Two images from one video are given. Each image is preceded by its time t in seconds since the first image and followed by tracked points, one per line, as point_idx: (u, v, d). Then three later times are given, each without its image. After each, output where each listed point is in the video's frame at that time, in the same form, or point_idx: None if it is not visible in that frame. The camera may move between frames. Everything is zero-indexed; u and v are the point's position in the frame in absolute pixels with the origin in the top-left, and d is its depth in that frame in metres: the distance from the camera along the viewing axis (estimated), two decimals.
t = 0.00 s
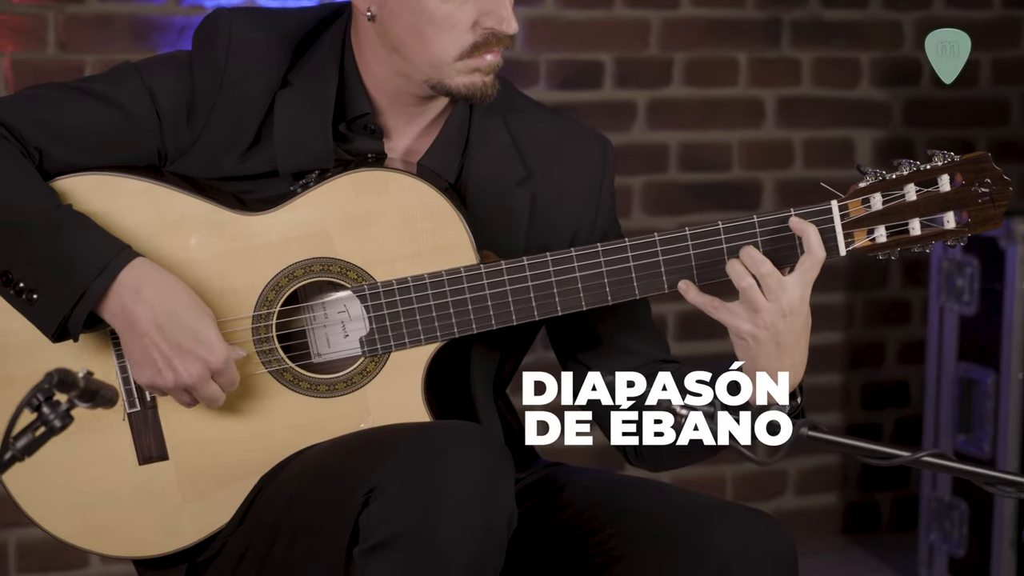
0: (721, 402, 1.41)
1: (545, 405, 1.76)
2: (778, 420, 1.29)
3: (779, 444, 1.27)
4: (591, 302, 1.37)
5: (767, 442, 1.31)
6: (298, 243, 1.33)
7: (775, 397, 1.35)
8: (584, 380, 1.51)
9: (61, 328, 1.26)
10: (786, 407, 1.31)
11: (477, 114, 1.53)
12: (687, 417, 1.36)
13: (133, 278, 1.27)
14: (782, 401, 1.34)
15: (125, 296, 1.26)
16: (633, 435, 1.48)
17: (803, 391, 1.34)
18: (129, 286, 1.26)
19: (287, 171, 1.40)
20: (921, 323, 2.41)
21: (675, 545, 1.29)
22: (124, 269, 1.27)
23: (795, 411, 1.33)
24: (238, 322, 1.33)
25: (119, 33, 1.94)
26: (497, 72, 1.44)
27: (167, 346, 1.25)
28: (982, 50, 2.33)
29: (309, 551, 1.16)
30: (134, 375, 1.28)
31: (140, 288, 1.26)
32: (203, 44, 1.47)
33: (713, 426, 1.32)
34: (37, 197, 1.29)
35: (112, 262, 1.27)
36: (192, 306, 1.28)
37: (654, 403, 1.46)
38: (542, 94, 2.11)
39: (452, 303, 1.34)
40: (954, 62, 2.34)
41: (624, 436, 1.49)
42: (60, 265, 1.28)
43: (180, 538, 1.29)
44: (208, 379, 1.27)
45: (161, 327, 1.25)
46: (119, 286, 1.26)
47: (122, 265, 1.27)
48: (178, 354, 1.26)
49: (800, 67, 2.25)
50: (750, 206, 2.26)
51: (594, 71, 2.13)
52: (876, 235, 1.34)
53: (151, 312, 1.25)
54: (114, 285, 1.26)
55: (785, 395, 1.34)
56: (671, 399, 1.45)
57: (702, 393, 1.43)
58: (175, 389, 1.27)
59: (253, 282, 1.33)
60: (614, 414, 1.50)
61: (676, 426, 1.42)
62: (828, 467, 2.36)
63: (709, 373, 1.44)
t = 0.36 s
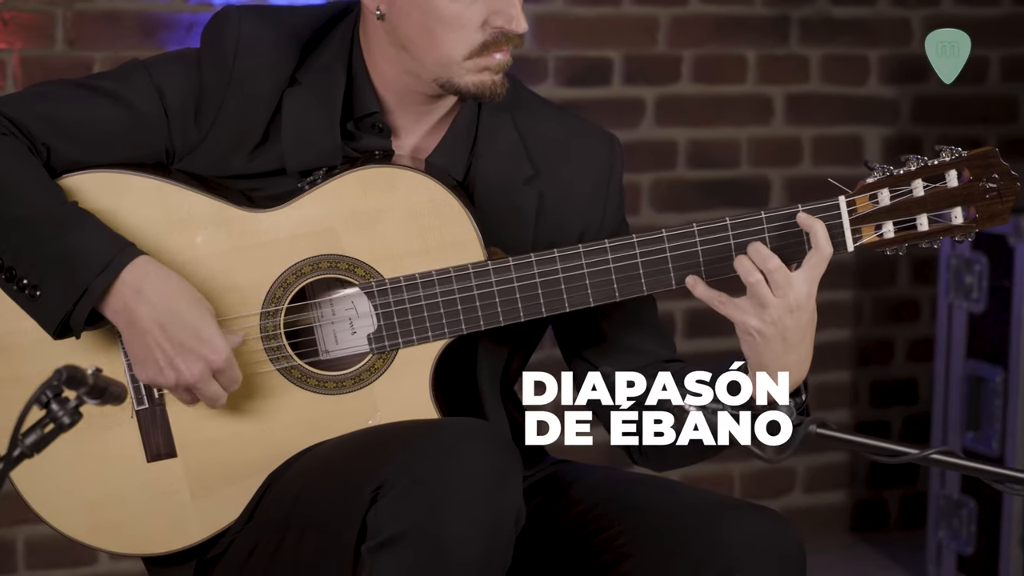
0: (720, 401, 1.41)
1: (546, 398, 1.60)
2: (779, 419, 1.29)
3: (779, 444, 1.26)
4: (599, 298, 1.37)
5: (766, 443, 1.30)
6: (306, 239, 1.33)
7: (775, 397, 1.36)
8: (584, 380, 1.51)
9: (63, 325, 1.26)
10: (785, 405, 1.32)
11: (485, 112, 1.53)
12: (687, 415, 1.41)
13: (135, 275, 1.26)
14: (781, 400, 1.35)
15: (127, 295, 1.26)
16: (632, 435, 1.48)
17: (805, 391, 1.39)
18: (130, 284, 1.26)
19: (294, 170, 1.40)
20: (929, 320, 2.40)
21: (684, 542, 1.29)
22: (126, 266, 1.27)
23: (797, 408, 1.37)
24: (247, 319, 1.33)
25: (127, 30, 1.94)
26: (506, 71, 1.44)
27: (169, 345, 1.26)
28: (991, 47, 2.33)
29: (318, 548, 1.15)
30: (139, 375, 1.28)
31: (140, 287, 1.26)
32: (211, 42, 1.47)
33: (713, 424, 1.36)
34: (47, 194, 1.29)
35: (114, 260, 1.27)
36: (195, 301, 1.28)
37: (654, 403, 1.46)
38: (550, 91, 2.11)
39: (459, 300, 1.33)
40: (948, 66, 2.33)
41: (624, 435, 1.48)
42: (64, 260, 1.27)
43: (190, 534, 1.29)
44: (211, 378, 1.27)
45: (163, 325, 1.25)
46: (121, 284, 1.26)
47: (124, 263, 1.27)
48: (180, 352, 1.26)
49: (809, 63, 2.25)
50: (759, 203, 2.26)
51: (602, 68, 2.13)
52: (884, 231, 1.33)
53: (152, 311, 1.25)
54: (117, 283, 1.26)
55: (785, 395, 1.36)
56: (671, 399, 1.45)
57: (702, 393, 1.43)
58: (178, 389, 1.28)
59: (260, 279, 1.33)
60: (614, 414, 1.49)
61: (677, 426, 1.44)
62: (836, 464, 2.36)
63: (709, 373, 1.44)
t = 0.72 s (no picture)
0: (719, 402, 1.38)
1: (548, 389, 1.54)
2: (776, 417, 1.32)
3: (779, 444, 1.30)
4: (606, 295, 1.37)
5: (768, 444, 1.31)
6: (312, 236, 1.33)
7: (775, 397, 1.36)
8: (584, 380, 1.50)
9: (71, 317, 1.26)
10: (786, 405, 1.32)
11: (492, 108, 1.53)
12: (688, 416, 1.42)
13: (144, 265, 1.26)
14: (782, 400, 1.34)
15: (135, 285, 1.25)
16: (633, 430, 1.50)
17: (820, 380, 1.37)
18: (139, 274, 1.26)
19: (300, 167, 1.40)
20: (937, 318, 2.40)
21: (691, 539, 1.28)
22: (135, 255, 1.27)
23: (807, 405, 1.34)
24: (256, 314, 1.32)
25: (135, 27, 1.94)
26: (514, 67, 1.44)
27: (181, 333, 1.26)
28: (998, 44, 2.32)
29: (321, 547, 1.15)
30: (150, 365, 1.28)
31: (150, 276, 1.25)
32: (217, 40, 1.47)
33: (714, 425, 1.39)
34: (56, 189, 1.29)
35: (122, 250, 1.27)
36: (205, 290, 1.27)
37: (654, 403, 1.46)
38: (558, 88, 2.11)
39: (466, 297, 1.34)
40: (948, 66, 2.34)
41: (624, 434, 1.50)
42: (69, 255, 1.27)
43: (197, 532, 1.29)
44: (223, 364, 1.27)
45: (173, 313, 1.25)
46: (130, 274, 1.26)
47: (132, 252, 1.27)
48: (192, 341, 1.26)
49: (816, 61, 2.25)
50: (766, 200, 2.25)
51: (610, 65, 2.13)
52: (892, 228, 1.33)
53: (162, 299, 1.25)
54: (125, 273, 1.26)
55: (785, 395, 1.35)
56: (671, 399, 1.45)
57: (702, 393, 1.42)
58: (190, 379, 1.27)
59: (268, 276, 1.33)
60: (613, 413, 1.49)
61: (677, 426, 1.45)
62: (844, 462, 2.36)
63: (709, 373, 1.42)
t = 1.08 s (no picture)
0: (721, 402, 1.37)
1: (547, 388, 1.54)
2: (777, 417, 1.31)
3: (778, 443, 1.32)
4: (612, 291, 1.37)
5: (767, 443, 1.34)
6: (319, 232, 1.33)
7: (775, 397, 1.37)
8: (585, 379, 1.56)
9: (78, 314, 1.26)
10: (786, 405, 1.31)
11: (499, 104, 1.53)
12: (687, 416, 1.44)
13: (150, 263, 1.26)
14: (781, 400, 1.36)
15: (141, 282, 1.25)
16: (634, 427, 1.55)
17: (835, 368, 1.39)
18: (146, 271, 1.25)
19: (307, 164, 1.40)
20: (944, 316, 2.40)
21: (700, 537, 1.28)
22: (141, 252, 1.26)
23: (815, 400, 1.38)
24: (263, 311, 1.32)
25: (143, 24, 1.94)
26: (520, 63, 1.44)
27: (186, 330, 1.26)
28: (1005, 42, 2.32)
29: (329, 544, 1.15)
30: (156, 362, 1.28)
31: (156, 273, 1.25)
32: (223, 39, 1.48)
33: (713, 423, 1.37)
34: (65, 187, 1.29)
35: (128, 246, 1.26)
36: (210, 287, 1.27)
37: (654, 403, 1.48)
38: (565, 86, 2.11)
39: (473, 294, 1.34)
40: (948, 66, 2.33)
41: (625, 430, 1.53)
42: (75, 252, 1.26)
43: (206, 529, 1.29)
44: (230, 361, 1.27)
45: (180, 311, 1.25)
46: (135, 272, 1.26)
47: (138, 250, 1.26)
48: (198, 337, 1.26)
49: (824, 59, 2.25)
50: (773, 198, 2.25)
51: (617, 64, 2.13)
52: (897, 222, 1.33)
53: (169, 296, 1.24)
54: (131, 270, 1.26)
55: (785, 395, 1.36)
56: (671, 399, 1.47)
57: (702, 393, 1.45)
58: (198, 374, 1.27)
59: (274, 273, 1.33)
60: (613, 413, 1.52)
61: (677, 426, 1.47)
62: (850, 460, 2.36)
63: (709, 373, 1.45)
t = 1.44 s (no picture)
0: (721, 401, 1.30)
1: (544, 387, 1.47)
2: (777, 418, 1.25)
3: (778, 443, 1.27)
4: (620, 292, 1.36)
5: (767, 443, 1.28)
6: (327, 231, 1.33)
7: (774, 397, 1.36)
8: (584, 380, 1.51)
9: (86, 312, 1.26)
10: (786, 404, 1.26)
11: (506, 104, 1.53)
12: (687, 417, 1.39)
13: (159, 261, 1.26)
14: (781, 400, 1.31)
15: (150, 279, 1.25)
16: (634, 430, 1.51)
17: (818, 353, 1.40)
18: (154, 268, 1.25)
19: (315, 163, 1.40)
20: (951, 314, 2.40)
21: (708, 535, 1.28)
22: (149, 249, 1.26)
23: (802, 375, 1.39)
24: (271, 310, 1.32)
25: (150, 22, 1.94)
26: (528, 62, 1.44)
27: (196, 327, 1.25)
28: (1012, 41, 2.32)
29: (341, 539, 1.15)
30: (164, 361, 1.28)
31: (165, 270, 1.25)
32: (231, 36, 1.48)
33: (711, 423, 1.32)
34: (75, 184, 1.29)
35: (137, 244, 1.26)
36: (219, 284, 1.27)
37: (654, 403, 1.47)
38: (572, 85, 2.11)
39: (481, 293, 1.34)
40: (948, 66, 2.33)
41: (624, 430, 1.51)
42: (83, 249, 1.26)
43: (215, 525, 1.29)
44: (239, 358, 1.27)
45: (189, 307, 1.25)
46: (144, 268, 1.25)
47: (146, 248, 1.26)
48: (206, 334, 1.25)
49: (831, 58, 2.25)
50: (780, 197, 2.26)
51: (624, 62, 2.13)
52: (907, 226, 1.33)
53: (178, 293, 1.24)
54: (140, 267, 1.25)
55: (786, 395, 1.33)
56: (671, 399, 1.45)
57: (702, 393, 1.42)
58: (208, 372, 1.27)
59: (283, 272, 1.33)
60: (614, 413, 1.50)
61: (676, 426, 1.46)
62: (857, 458, 2.36)
63: (709, 373, 1.42)
